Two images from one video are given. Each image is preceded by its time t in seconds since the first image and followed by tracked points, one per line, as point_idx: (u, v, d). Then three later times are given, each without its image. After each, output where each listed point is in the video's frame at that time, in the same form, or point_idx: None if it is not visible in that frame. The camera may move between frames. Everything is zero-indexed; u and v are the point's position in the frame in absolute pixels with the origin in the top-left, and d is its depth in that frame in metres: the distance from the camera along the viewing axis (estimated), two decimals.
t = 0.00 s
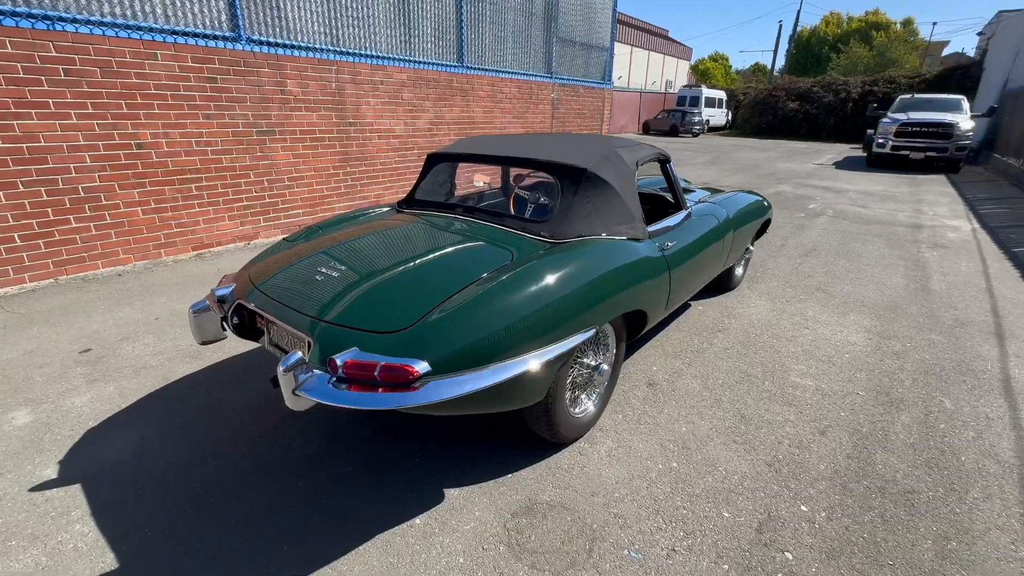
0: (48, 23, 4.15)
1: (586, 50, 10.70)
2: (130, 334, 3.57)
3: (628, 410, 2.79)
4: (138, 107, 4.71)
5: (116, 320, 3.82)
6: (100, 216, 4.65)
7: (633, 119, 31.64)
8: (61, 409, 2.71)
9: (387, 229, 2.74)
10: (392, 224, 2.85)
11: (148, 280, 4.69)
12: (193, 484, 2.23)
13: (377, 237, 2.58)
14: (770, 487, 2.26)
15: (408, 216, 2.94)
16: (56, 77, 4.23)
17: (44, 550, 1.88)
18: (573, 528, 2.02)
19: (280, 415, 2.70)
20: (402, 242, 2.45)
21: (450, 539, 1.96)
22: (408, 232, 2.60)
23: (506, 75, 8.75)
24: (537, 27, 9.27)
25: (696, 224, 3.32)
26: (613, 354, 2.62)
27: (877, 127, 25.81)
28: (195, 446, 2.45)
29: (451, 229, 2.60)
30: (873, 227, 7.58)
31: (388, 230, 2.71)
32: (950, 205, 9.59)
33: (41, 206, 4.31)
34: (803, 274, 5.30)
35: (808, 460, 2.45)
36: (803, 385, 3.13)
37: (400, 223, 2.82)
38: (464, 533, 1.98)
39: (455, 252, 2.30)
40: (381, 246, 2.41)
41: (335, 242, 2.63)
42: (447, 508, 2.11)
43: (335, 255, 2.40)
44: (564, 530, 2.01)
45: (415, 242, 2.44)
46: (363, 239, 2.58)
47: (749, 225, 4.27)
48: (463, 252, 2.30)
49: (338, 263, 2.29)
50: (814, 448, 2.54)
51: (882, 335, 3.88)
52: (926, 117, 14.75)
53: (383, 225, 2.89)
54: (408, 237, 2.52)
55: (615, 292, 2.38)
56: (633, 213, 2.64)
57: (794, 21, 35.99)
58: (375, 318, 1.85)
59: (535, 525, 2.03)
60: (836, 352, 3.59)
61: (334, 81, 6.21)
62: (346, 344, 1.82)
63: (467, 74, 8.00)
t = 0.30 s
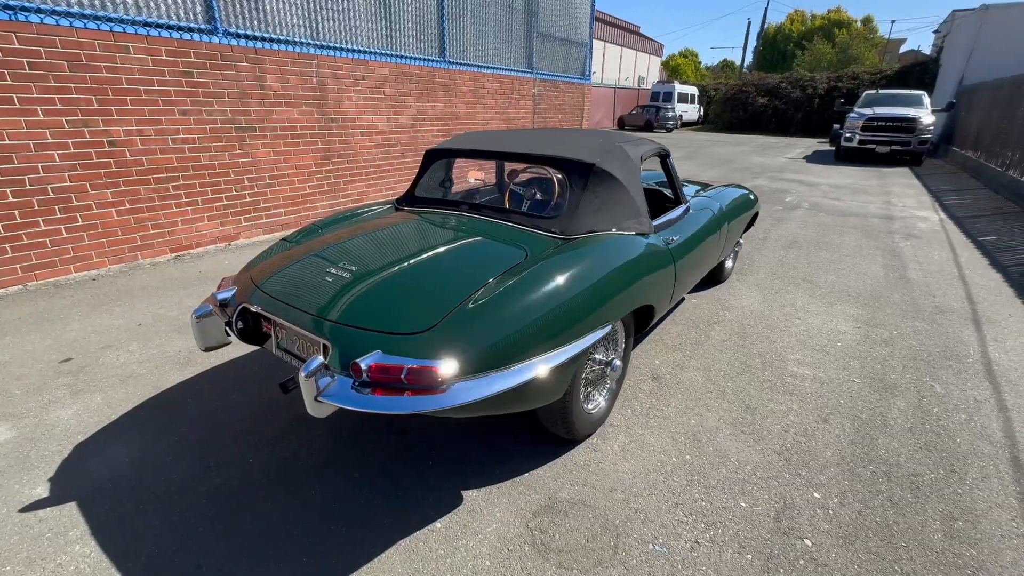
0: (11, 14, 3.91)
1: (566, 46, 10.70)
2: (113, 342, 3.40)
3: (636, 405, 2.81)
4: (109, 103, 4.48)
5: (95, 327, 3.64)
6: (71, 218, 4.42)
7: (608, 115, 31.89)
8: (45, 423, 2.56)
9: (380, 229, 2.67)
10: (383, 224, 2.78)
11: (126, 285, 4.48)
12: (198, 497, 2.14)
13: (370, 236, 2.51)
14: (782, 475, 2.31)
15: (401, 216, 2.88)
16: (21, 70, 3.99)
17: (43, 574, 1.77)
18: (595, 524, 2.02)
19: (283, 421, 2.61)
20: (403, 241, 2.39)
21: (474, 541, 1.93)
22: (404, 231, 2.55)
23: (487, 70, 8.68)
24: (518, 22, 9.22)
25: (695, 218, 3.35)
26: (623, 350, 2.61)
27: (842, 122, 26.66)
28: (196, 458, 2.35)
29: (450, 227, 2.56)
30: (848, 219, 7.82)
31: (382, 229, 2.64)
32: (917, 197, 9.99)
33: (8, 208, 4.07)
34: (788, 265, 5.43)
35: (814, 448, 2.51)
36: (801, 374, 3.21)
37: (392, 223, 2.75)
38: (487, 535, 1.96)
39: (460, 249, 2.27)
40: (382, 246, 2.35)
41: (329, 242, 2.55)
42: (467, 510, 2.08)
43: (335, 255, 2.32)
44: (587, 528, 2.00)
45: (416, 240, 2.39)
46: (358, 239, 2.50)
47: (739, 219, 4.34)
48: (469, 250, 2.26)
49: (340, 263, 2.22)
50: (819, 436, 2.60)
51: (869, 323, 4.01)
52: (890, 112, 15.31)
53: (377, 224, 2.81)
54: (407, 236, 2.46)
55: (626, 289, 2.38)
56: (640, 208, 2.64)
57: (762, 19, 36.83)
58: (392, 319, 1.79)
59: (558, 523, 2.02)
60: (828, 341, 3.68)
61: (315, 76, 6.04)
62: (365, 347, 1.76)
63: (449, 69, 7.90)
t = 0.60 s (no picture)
0: None
1: (545, 38, 10.66)
2: (95, 349, 3.22)
3: (647, 396, 2.81)
4: (77, 96, 4.23)
5: (73, 333, 3.43)
6: (39, 219, 4.16)
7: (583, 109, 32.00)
8: (30, 438, 2.40)
9: (381, 225, 2.58)
10: (370, 223, 2.68)
11: (101, 288, 4.25)
12: (208, 509, 2.04)
13: (357, 235, 2.42)
14: (796, 461, 2.34)
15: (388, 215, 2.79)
16: None
17: None
18: (621, 517, 2.01)
19: (289, 427, 2.52)
20: (402, 238, 2.32)
21: (502, 541, 1.89)
22: (399, 228, 2.47)
23: (468, 63, 8.56)
24: (498, 14, 9.13)
25: (694, 209, 3.37)
26: (635, 342, 2.59)
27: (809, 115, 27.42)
28: (201, 469, 2.24)
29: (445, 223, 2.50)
30: (825, 208, 8.05)
31: (372, 227, 2.55)
32: (886, 186, 10.34)
33: None
34: (774, 254, 5.54)
35: (823, 432, 2.56)
36: (800, 360, 3.28)
37: (382, 221, 2.67)
38: (515, 534, 1.92)
39: (463, 244, 2.23)
40: (378, 244, 2.27)
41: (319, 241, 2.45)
42: (492, 510, 2.04)
43: (332, 255, 2.23)
44: (615, 522, 1.99)
45: (416, 237, 2.32)
46: (347, 238, 2.41)
47: (732, 209, 4.39)
48: (472, 244, 2.23)
49: (340, 261, 2.14)
50: (825, 420, 2.66)
51: (858, 309, 4.12)
52: (856, 104, 15.82)
53: (370, 222, 2.71)
54: (401, 233, 2.40)
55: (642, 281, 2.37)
56: (650, 200, 2.64)
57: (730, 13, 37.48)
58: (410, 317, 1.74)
59: (584, 518, 2.00)
60: (821, 327, 3.77)
61: (294, 68, 5.85)
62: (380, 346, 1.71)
63: (430, 62, 7.77)
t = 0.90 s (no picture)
0: None
1: (523, 32, 10.60)
2: (82, 361, 3.05)
3: (658, 389, 2.85)
4: (45, 91, 3.98)
5: (54, 344, 3.25)
6: (7, 223, 3.92)
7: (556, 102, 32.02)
8: (24, 457, 2.26)
9: (389, 224, 2.52)
10: (363, 225, 2.59)
11: (79, 295, 4.04)
12: (229, 523, 1.97)
13: (351, 239, 2.36)
14: (809, 447, 2.42)
15: (380, 217, 2.72)
16: None
17: None
18: (652, 510, 2.03)
19: (302, 434, 2.45)
20: (400, 239, 2.28)
21: (538, 541, 1.89)
22: (395, 229, 2.42)
23: (449, 57, 8.44)
24: (476, 6, 9.02)
25: (695, 203, 3.41)
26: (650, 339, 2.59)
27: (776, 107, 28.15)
28: (215, 483, 2.16)
29: (441, 222, 2.48)
30: (801, 199, 8.29)
31: (364, 229, 2.48)
32: (855, 176, 10.73)
33: None
34: (760, 245, 5.68)
35: (830, 417, 2.65)
36: (799, 348, 3.37)
37: (374, 222, 2.61)
38: (550, 533, 1.92)
39: (462, 240, 2.23)
40: (376, 247, 2.22)
41: (312, 247, 2.37)
42: (523, 510, 2.03)
43: (330, 260, 2.16)
44: (645, 515, 2.01)
45: (416, 237, 2.29)
46: (340, 242, 2.34)
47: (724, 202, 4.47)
48: (473, 241, 2.23)
49: (337, 266, 2.08)
50: (831, 406, 2.74)
51: (845, 296, 4.27)
52: (822, 97, 16.31)
53: (364, 224, 2.64)
54: (398, 234, 2.35)
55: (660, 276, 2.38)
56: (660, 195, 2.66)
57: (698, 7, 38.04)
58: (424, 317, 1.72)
59: (616, 513, 2.02)
60: (814, 315, 3.89)
61: (273, 62, 5.65)
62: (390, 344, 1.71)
63: (411, 55, 7.62)
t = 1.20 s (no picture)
0: None
1: (499, 24, 10.49)
2: (62, 374, 2.86)
3: (666, 380, 2.87)
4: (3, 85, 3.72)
5: (28, 357, 3.04)
6: None
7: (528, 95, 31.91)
8: (10, 480, 2.11)
9: (395, 223, 2.44)
10: (354, 227, 2.51)
11: (49, 303, 3.79)
12: (247, 539, 1.88)
13: (343, 241, 2.28)
14: (817, 432, 2.48)
15: (370, 218, 2.65)
16: None
17: None
18: (676, 501, 2.05)
19: (312, 442, 2.36)
20: (396, 239, 2.21)
21: (569, 539, 1.87)
22: (389, 228, 2.35)
23: (426, 49, 8.28)
24: None
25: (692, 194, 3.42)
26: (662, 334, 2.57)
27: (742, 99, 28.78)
28: (225, 497, 2.06)
29: (435, 220, 2.43)
30: (776, 189, 8.50)
31: (355, 231, 2.40)
32: (823, 165, 11.08)
33: None
34: (743, 235, 5.80)
35: (832, 402, 2.73)
36: (794, 335, 3.46)
37: (364, 223, 2.53)
38: (580, 530, 1.91)
39: (470, 237, 2.18)
40: (371, 247, 2.15)
41: (303, 252, 2.28)
42: (549, 508, 2.01)
43: (324, 263, 2.08)
44: (670, 507, 2.02)
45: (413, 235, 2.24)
46: (331, 245, 2.26)
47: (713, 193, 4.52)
48: (472, 237, 2.19)
49: (333, 268, 2.01)
50: (831, 391, 2.82)
51: (831, 283, 4.40)
52: (788, 89, 16.77)
53: (355, 226, 2.56)
54: (391, 233, 2.28)
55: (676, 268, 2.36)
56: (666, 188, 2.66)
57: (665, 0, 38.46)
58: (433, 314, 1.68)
59: (641, 506, 2.02)
60: (803, 302, 4.01)
61: (247, 54, 5.42)
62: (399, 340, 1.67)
63: (388, 47, 7.44)
